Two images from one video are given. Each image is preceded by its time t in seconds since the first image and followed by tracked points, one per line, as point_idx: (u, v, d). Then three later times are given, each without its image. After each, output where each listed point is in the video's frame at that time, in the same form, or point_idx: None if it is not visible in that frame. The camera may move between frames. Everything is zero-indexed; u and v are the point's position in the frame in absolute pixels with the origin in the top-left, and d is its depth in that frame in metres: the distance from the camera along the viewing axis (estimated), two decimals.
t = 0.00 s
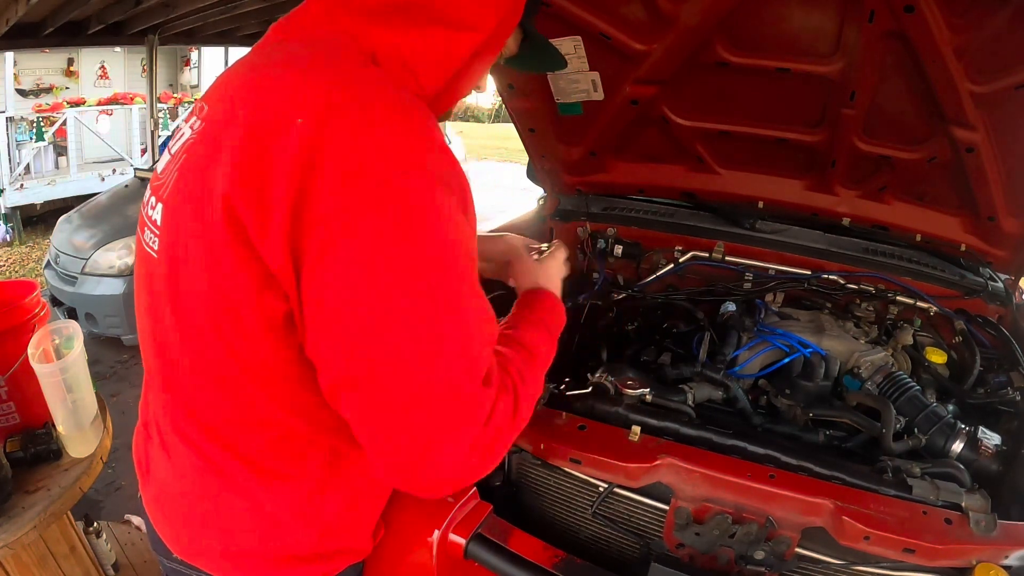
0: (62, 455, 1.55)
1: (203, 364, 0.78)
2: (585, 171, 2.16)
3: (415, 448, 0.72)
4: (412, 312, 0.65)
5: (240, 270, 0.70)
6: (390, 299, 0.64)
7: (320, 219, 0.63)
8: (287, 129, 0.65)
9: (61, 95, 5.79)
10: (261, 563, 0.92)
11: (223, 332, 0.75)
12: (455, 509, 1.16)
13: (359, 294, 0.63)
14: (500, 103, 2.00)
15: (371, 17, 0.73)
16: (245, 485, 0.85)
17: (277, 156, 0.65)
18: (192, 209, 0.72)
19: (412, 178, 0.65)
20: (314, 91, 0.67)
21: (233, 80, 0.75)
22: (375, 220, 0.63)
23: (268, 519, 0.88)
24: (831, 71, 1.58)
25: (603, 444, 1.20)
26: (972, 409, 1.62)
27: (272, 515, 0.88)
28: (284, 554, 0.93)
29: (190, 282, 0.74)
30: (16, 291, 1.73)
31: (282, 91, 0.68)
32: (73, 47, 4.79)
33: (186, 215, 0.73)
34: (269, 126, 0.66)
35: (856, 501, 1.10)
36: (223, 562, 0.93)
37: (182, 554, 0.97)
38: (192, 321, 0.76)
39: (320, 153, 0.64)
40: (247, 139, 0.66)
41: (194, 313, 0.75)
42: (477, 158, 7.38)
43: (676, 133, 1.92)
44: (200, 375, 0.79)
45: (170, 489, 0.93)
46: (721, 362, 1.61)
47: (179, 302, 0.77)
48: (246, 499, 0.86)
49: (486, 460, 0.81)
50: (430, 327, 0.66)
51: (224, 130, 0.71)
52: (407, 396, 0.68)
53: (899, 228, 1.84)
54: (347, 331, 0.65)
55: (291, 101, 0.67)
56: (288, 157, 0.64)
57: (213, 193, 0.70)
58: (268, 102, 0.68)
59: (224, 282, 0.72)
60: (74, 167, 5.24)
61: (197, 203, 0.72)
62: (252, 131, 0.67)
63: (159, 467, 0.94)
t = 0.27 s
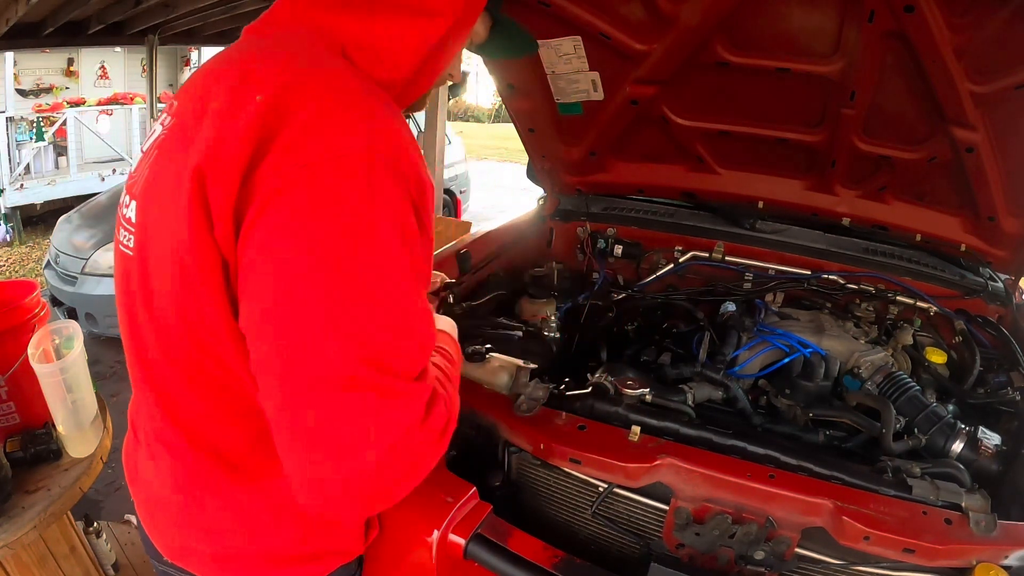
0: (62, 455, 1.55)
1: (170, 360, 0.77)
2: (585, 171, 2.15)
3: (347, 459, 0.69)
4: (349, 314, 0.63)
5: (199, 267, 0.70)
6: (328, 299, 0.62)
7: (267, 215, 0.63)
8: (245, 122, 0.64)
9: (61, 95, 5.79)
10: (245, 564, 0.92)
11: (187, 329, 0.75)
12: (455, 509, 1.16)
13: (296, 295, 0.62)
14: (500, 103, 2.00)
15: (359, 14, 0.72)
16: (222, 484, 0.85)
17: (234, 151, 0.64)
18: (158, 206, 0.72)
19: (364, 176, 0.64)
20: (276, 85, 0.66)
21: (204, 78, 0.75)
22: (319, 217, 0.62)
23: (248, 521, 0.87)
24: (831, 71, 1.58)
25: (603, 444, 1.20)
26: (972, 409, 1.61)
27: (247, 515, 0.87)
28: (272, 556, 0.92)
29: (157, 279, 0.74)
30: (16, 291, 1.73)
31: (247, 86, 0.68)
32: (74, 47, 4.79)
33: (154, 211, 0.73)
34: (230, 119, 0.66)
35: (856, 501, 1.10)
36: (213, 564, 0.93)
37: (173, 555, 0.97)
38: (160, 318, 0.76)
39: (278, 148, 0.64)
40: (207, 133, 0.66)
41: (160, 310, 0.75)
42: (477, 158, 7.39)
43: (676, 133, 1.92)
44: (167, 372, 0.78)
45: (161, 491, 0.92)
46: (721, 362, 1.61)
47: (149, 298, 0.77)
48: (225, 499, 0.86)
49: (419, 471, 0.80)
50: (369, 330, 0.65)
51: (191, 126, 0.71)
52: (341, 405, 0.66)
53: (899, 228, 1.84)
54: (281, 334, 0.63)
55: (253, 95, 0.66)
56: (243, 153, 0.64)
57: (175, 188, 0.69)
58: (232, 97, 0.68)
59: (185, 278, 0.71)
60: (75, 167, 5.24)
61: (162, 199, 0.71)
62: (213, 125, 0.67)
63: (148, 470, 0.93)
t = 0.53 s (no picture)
0: (62, 455, 1.55)
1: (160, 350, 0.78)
2: (585, 171, 2.15)
3: (348, 432, 0.68)
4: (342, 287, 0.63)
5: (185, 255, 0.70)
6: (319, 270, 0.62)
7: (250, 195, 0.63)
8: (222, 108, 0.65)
9: (61, 95, 5.80)
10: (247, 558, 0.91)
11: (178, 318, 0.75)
12: (454, 509, 1.16)
13: (285, 269, 0.62)
14: (500, 103, 2.00)
15: (352, 10, 0.72)
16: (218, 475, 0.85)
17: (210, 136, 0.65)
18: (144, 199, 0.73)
19: (338, 153, 0.64)
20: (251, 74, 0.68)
21: (179, 75, 0.76)
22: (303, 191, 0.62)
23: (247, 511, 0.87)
24: (831, 71, 1.58)
25: (603, 444, 1.20)
26: (972, 409, 1.62)
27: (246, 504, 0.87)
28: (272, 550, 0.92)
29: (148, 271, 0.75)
30: (16, 291, 1.73)
31: (223, 77, 0.69)
32: (74, 47, 4.79)
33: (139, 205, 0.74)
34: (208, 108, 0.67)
35: (856, 501, 1.10)
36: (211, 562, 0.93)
37: (169, 558, 0.97)
38: (149, 310, 0.77)
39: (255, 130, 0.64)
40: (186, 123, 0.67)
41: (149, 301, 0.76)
42: (477, 158, 7.39)
43: (676, 133, 1.92)
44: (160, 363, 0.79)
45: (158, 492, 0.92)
46: (721, 362, 1.61)
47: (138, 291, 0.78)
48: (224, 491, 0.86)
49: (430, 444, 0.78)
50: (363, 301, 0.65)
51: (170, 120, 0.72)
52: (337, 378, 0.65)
53: (900, 228, 1.84)
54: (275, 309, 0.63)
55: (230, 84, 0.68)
56: (216, 140, 0.64)
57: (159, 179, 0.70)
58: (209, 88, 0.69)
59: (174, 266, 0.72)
60: (75, 167, 5.24)
61: (148, 191, 0.72)
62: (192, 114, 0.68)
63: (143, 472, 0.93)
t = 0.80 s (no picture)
0: (62, 455, 1.55)
1: (173, 335, 0.79)
2: (585, 171, 2.15)
3: (406, 369, 0.73)
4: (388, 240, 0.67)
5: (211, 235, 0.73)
6: (367, 226, 0.66)
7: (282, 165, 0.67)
8: (236, 91, 0.68)
9: (61, 95, 5.79)
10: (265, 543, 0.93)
11: (190, 302, 0.77)
12: (454, 509, 1.16)
13: (327, 224, 0.66)
14: (500, 103, 2.01)
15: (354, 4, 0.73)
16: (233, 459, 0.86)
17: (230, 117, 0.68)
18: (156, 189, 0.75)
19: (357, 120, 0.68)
20: (253, 60, 0.71)
21: (186, 63, 0.78)
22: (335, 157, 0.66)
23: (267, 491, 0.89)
24: (831, 71, 1.58)
25: (603, 444, 1.20)
26: (972, 409, 1.62)
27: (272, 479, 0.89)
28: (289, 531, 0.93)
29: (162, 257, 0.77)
30: (16, 291, 1.73)
31: (224, 66, 0.71)
32: (74, 46, 4.79)
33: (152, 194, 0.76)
34: (218, 93, 0.70)
35: (856, 501, 1.10)
36: (221, 554, 0.93)
37: (178, 554, 0.98)
38: (163, 297, 0.78)
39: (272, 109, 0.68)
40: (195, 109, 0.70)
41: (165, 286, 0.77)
42: (477, 158, 7.38)
43: (676, 133, 1.92)
44: (173, 348, 0.80)
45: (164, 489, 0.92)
46: (721, 362, 1.61)
47: (149, 279, 0.79)
48: (242, 473, 0.87)
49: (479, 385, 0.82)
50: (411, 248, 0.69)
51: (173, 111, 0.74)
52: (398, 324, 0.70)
53: (900, 228, 1.84)
54: (331, 264, 0.67)
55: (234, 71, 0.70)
56: (240, 116, 0.68)
57: (175, 166, 0.73)
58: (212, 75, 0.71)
59: (197, 247, 0.74)
60: (74, 167, 5.24)
61: (162, 180, 0.74)
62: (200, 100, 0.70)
63: (150, 469, 0.94)
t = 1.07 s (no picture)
0: (62, 455, 1.55)
1: (200, 321, 0.81)
2: (585, 171, 2.15)
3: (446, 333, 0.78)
4: (433, 215, 0.73)
5: (250, 220, 0.77)
6: (414, 204, 0.72)
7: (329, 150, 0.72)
8: (278, 86, 0.73)
9: (61, 95, 5.79)
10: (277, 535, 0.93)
11: (223, 288, 0.80)
12: (454, 509, 1.16)
13: (371, 198, 0.71)
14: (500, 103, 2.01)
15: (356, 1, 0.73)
16: (254, 447, 0.87)
17: (272, 110, 0.73)
18: (186, 181, 0.78)
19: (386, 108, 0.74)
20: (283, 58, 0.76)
21: (208, 58, 0.81)
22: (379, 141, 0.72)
23: (286, 478, 0.90)
24: (831, 71, 1.58)
25: (604, 444, 1.20)
26: (972, 409, 1.62)
27: (294, 464, 0.90)
28: (307, 518, 0.95)
29: (189, 245, 0.79)
30: (16, 291, 1.73)
31: (251, 63, 0.76)
32: (74, 46, 4.79)
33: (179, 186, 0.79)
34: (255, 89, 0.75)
35: (856, 501, 1.10)
36: (231, 552, 0.93)
37: (184, 552, 0.98)
38: (190, 284, 0.81)
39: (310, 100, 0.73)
40: (230, 104, 0.74)
41: (196, 273, 0.80)
42: (477, 158, 7.37)
43: (676, 133, 1.92)
44: (201, 336, 0.82)
45: (174, 486, 0.93)
46: (721, 362, 1.61)
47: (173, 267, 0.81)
48: (262, 460, 0.88)
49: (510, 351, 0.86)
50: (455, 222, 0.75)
51: (200, 107, 0.78)
52: (449, 293, 0.76)
53: (900, 228, 1.84)
54: (387, 241, 0.72)
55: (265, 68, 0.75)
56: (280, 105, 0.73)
57: (209, 158, 0.76)
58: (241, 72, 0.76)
59: (235, 233, 0.78)
60: (74, 167, 5.25)
61: (192, 171, 0.77)
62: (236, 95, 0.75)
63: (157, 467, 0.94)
